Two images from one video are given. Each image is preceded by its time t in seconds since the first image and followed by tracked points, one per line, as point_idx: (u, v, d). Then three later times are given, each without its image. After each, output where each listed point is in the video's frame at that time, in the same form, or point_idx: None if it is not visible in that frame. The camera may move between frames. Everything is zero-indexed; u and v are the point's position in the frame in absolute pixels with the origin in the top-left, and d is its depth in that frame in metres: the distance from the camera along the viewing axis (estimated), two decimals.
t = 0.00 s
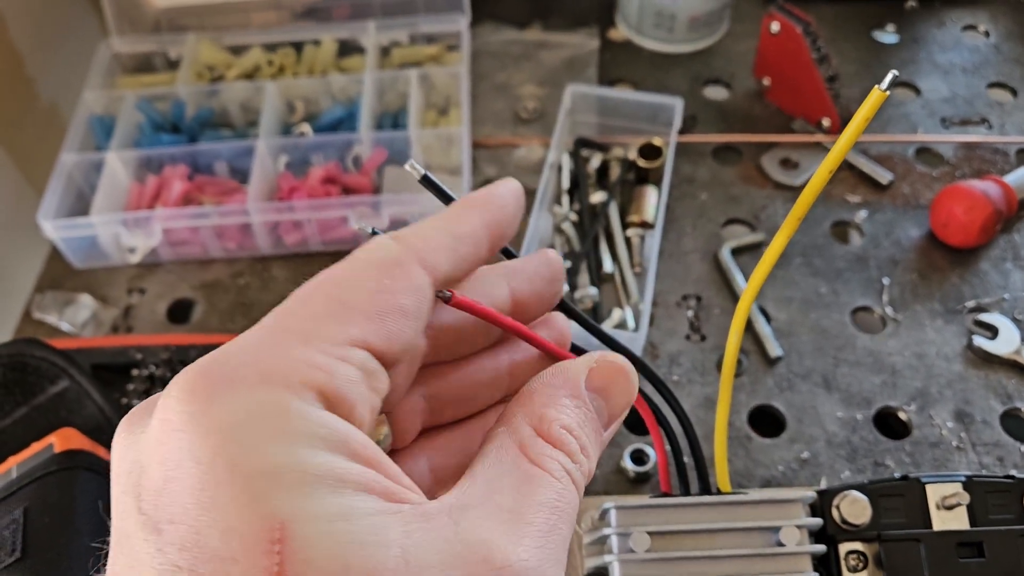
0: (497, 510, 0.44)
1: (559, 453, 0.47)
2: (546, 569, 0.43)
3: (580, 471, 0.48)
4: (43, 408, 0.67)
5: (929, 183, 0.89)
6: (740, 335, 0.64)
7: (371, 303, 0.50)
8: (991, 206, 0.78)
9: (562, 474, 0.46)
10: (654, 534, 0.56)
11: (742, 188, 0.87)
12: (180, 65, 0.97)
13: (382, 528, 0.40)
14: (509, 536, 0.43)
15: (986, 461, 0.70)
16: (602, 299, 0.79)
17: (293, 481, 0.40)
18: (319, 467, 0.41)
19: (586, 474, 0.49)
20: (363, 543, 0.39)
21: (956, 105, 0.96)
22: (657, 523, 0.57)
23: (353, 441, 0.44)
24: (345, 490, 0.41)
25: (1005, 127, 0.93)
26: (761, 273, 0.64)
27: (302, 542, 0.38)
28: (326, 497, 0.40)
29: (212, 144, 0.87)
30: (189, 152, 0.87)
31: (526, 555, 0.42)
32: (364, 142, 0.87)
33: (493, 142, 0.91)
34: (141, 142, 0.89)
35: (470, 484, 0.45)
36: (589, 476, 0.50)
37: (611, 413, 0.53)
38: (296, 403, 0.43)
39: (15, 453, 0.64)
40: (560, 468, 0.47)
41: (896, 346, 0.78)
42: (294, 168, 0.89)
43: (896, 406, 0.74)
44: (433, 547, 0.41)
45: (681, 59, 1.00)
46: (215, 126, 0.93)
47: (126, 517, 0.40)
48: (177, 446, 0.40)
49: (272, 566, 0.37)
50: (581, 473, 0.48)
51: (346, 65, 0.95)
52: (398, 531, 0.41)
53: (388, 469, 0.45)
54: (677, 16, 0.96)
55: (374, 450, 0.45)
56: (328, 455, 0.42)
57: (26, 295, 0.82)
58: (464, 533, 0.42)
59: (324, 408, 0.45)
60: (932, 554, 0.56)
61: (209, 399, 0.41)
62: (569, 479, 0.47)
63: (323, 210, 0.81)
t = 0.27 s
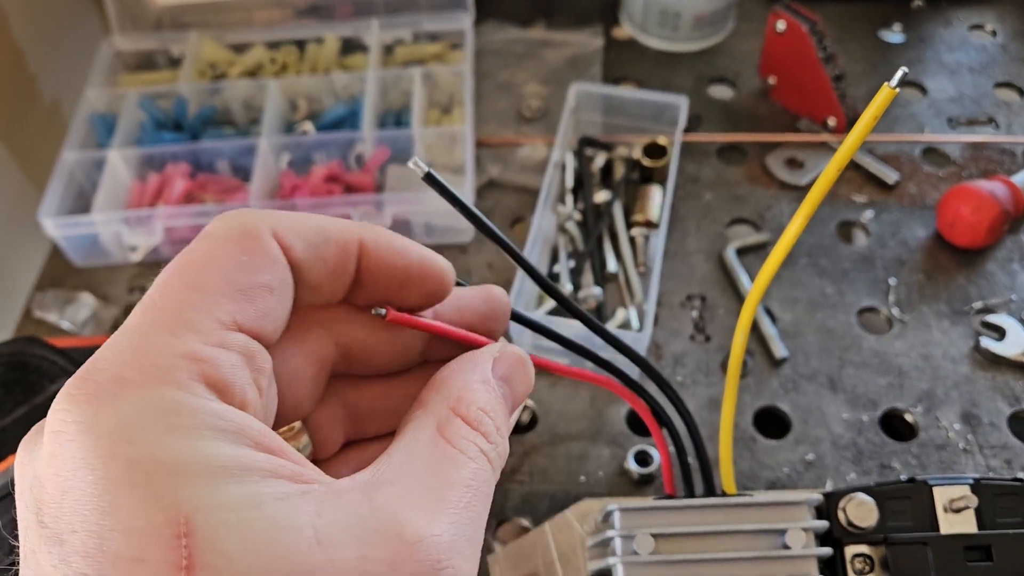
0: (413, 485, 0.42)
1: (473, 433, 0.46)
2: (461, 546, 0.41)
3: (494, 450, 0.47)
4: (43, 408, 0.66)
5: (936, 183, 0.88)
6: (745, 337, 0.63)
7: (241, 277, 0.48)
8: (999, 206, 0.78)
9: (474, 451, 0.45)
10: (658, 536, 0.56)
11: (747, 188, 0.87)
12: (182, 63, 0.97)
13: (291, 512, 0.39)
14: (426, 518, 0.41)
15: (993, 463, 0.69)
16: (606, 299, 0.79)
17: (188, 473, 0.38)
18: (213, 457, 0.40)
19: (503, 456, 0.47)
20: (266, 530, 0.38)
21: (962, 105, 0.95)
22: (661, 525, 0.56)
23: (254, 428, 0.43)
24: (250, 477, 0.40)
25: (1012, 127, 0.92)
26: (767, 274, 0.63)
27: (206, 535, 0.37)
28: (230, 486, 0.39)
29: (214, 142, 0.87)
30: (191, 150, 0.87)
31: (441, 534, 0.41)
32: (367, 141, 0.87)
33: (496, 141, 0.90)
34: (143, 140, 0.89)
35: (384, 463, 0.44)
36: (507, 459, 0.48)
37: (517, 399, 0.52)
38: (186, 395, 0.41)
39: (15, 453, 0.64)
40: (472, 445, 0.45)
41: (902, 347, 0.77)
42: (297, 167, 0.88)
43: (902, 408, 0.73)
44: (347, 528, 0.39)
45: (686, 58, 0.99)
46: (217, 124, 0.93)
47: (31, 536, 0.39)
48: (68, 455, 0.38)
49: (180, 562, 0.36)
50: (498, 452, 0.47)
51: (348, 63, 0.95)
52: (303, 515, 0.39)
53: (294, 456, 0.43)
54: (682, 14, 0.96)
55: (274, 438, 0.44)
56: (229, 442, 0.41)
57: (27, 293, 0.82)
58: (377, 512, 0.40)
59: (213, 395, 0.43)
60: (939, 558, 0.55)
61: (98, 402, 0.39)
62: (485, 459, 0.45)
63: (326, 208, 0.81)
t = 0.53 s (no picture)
0: (389, 484, 0.45)
1: (456, 439, 0.48)
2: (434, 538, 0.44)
3: (475, 454, 0.49)
4: (47, 415, 0.67)
5: (936, 190, 0.88)
6: (746, 346, 0.64)
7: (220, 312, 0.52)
8: (999, 215, 0.78)
9: (455, 455, 0.47)
10: (658, 545, 0.56)
11: (748, 196, 0.87)
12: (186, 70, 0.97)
13: (267, 507, 0.42)
14: (401, 515, 0.43)
15: (993, 472, 0.70)
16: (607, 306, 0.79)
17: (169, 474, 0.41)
18: (193, 461, 0.43)
19: (487, 461, 0.49)
20: (241, 521, 0.40)
21: (963, 112, 0.95)
22: (661, 534, 0.56)
23: (235, 444, 0.46)
24: (229, 478, 0.43)
25: (1012, 134, 0.93)
26: (767, 283, 0.63)
27: (183, 529, 0.39)
28: (206, 484, 0.42)
29: (218, 150, 0.88)
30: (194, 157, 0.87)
31: (412, 526, 0.43)
32: (369, 148, 0.87)
33: (498, 148, 0.91)
34: (147, 147, 0.89)
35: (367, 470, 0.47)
36: (493, 464, 0.50)
37: (499, 418, 0.53)
38: (164, 408, 0.45)
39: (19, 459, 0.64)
40: (451, 450, 0.48)
41: (903, 355, 0.77)
42: (300, 173, 0.89)
43: (902, 416, 0.74)
44: (321, 520, 0.42)
45: (687, 65, 0.99)
46: (220, 131, 0.93)
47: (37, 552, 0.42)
48: (58, 465, 0.42)
49: (155, 555, 0.39)
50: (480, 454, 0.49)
51: (351, 70, 0.95)
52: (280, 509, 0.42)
53: (276, 467, 0.46)
54: (683, 21, 0.96)
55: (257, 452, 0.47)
56: (207, 450, 0.44)
57: (31, 299, 0.82)
58: (352, 509, 0.43)
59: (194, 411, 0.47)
60: (938, 567, 0.56)
61: (85, 414, 0.43)
62: (466, 462, 0.48)
63: (328, 216, 0.81)
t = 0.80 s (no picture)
0: (340, 465, 0.46)
1: (411, 427, 0.49)
2: (378, 511, 0.44)
3: (431, 440, 0.49)
4: (46, 420, 0.67)
5: (937, 194, 0.88)
6: (745, 351, 0.64)
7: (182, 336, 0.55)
8: (1000, 219, 0.78)
9: (409, 439, 0.48)
10: (657, 551, 0.56)
11: (748, 200, 0.87)
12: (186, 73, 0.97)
13: (215, 494, 0.43)
14: (347, 491, 0.44)
15: (993, 477, 0.69)
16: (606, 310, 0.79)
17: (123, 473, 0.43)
18: (147, 462, 0.45)
19: (446, 446, 0.50)
20: (188, 506, 0.42)
21: (964, 115, 0.95)
22: (660, 541, 0.56)
23: (195, 446, 0.48)
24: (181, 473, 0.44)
25: (1014, 138, 0.92)
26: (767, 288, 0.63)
27: (131, 520, 0.41)
28: (157, 479, 0.43)
29: (218, 153, 0.88)
30: (194, 161, 0.87)
31: (355, 497, 0.44)
32: (369, 152, 0.87)
33: (497, 152, 0.91)
34: (147, 150, 0.89)
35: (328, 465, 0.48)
36: (455, 452, 0.51)
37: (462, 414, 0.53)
38: (122, 419, 0.47)
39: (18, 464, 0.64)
40: (405, 436, 0.48)
41: (903, 360, 0.77)
42: (300, 177, 0.89)
43: (903, 421, 0.73)
44: (266, 501, 0.43)
45: (687, 68, 0.99)
46: (220, 135, 0.93)
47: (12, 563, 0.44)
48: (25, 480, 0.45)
49: (106, 543, 0.41)
50: (437, 439, 0.49)
51: (351, 74, 0.96)
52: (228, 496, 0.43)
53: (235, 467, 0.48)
54: (683, 25, 0.96)
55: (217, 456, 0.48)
56: (163, 450, 0.46)
57: (31, 302, 0.83)
58: (298, 488, 0.44)
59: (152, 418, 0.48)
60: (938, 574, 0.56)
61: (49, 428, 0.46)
62: (420, 446, 0.48)
63: (328, 220, 0.81)
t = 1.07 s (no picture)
0: (331, 454, 0.46)
1: (401, 415, 0.49)
2: (367, 498, 0.44)
3: (421, 426, 0.49)
4: (45, 419, 0.68)
5: (935, 193, 0.88)
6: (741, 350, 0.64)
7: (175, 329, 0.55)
8: (998, 218, 0.78)
9: (398, 428, 0.48)
10: (653, 550, 0.56)
11: (746, 199, 0.87)
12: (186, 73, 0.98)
13: (204, 486, 0.43)
14: (336, 480, 0.44)
15: (990, 476, 0.69)
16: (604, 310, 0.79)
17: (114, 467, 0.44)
18: (137, 455, 0.45)
19: (437, 435, 0.50)
20: (177, 499, 0.42)
21: (962, 115, 0.95)
22: (656, 539, 0.56)
23: (187, 440, 0.48)
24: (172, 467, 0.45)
25: (1012, 137, 0.92)
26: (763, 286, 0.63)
27: (121, 514, 0.42)
28: (146, 472, 0.44)
29: (217, 153, 0.88)
30: (194, 160, 0.88)
31: (344, 485, 0.44)
32: (368, 152, 0.87)
33: (496, 151, 0.91)
34: (146, 150, 0.90)
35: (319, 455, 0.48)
36: (447, 440, 0.51)
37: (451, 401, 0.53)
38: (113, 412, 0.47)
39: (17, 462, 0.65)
40: (395, 424, 0.48)
41: (900, 359, 0.77)
42: (299, 177, 0.89)
43: (900, 419, 0.74)
44: (256, 491, 0.43)
45: (686, 68, 1.00)
46: (220, 134, 0.94)
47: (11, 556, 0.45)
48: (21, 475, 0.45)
49: (98, 536, 0.41)
50: (427, 426, 0.49)
51: (350, 74, 0.96)
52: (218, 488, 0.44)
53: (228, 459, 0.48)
54: (682, 24, 0.96)
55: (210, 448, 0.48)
56: (153, 443, 0.46)
57: (31, 301, 0.83)
58: (289, 478, 0.44)
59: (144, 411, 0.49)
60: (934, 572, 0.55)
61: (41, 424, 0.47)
62: (410, 433, 0.48)
63: (326, 219, 0.81)
